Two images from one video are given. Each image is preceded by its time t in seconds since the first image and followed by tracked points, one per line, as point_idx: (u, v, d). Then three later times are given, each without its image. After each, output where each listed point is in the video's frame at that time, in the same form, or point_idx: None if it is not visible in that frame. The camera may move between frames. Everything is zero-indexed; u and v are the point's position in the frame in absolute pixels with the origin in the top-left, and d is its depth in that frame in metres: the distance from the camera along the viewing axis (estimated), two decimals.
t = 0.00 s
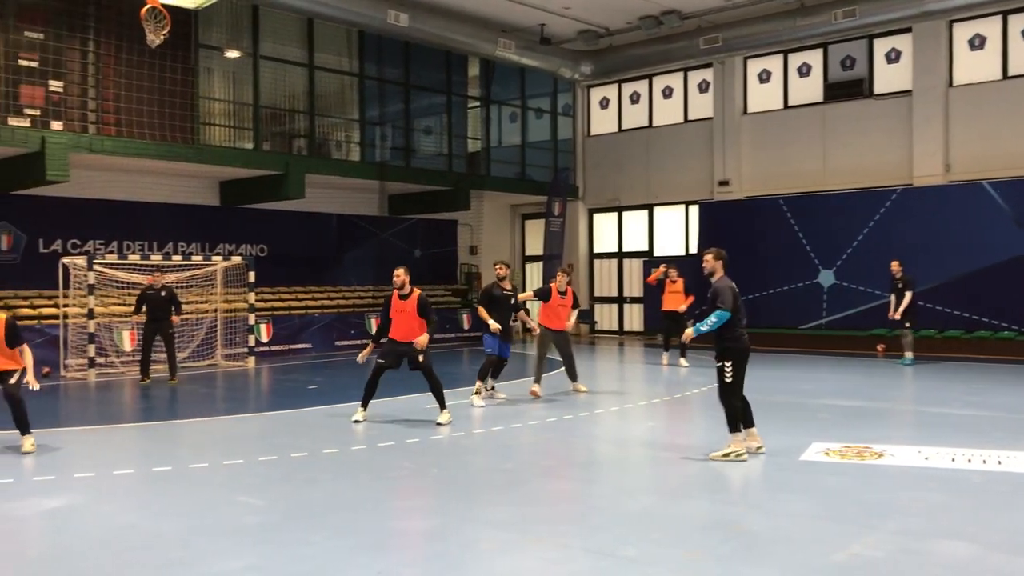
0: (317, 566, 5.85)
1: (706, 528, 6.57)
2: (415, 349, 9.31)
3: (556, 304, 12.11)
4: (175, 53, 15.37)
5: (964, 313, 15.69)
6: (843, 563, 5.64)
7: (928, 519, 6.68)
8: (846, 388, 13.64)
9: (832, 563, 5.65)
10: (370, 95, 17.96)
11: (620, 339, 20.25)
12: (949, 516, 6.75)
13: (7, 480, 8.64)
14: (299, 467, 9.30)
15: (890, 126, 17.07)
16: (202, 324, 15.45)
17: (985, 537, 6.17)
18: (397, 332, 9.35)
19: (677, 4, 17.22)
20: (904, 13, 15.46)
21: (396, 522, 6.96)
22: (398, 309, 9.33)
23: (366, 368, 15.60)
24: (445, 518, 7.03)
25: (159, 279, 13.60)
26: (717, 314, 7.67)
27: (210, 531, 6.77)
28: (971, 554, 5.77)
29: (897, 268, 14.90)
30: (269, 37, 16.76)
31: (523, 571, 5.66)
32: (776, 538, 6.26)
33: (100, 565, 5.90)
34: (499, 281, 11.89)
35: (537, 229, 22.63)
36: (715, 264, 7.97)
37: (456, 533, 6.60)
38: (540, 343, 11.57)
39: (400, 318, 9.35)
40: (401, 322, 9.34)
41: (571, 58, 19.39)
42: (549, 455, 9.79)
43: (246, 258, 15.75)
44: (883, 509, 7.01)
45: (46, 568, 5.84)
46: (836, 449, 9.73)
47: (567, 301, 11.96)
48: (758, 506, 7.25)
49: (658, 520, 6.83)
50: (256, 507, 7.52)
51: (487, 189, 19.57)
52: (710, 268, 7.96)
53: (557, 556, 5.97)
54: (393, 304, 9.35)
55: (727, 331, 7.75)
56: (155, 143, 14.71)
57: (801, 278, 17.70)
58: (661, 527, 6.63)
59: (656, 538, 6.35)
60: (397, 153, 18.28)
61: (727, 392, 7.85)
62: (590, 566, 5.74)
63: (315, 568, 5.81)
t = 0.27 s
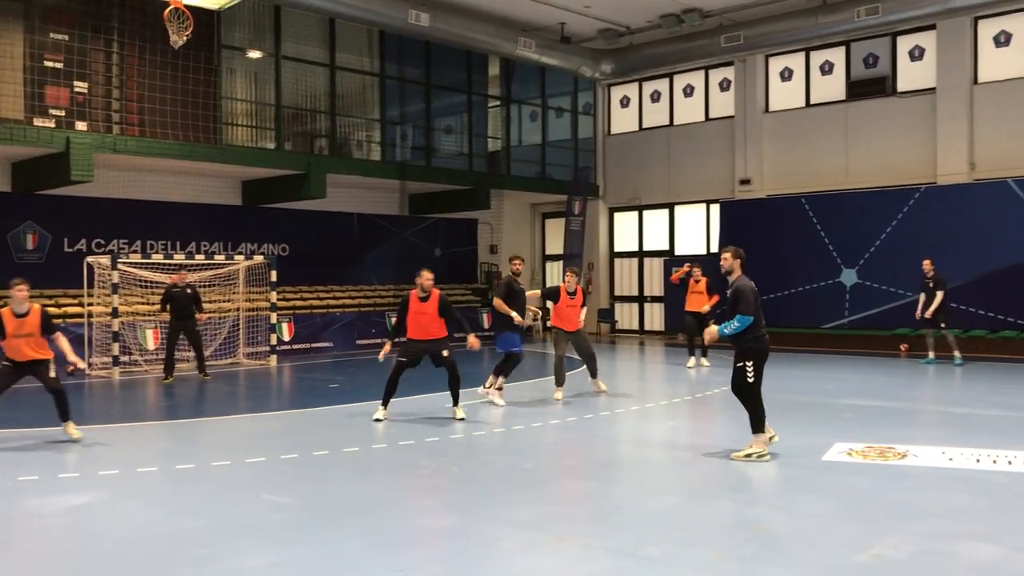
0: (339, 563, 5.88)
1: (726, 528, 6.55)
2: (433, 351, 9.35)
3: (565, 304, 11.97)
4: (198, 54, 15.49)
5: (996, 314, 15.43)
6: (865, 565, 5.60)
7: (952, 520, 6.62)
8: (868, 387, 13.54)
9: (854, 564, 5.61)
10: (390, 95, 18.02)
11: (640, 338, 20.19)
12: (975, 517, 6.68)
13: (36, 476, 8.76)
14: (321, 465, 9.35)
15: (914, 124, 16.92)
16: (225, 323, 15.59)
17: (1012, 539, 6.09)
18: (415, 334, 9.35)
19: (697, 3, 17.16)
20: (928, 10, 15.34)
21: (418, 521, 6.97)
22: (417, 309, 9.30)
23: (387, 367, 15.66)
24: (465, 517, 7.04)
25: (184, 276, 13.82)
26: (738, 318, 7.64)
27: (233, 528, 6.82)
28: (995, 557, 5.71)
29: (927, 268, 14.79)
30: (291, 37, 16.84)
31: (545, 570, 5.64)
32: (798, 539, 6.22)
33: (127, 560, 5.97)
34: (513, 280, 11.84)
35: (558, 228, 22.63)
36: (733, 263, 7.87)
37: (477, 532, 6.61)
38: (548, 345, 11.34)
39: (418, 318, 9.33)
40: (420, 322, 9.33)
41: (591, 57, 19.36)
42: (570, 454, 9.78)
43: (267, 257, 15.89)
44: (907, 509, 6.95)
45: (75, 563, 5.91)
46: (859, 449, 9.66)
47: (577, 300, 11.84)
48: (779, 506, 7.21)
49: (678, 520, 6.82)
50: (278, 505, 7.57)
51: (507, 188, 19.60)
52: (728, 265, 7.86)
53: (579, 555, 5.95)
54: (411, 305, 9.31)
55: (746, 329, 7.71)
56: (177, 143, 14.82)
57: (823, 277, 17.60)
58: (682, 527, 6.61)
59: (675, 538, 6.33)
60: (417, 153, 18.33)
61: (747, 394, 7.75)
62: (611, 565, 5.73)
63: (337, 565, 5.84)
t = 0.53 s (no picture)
0: (354, 561, 5.90)
1: (740, 528, 6.53)
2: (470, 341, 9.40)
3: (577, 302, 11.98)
4: (211, 54, 15.57)
5: (1003, 313, 15.43)
6: (878, 566, 5.58)
7: (967, 521, 6.58)
8: (881, 388, 13.49)
9: (868, 565, 5.59)
10: (403, 95, 18.07)
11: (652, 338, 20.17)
12: (990, 518, 6.65)
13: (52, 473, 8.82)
14: (335, 463, 9.38)
15: (928, 123, 16.85)
16: (238, 322, 15.68)
17: None
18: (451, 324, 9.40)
19: (710, 2, 17.13)
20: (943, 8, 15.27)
21: (431, 520, 6.98)
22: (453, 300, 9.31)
23: (399, 366, 15.69)
24: (478, 516, 7.04)
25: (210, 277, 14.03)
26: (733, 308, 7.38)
27: (248, 526, 6.83)
28: (1011, 559, 5.67)
29: (954, 268, 14.67)
30: (305, 37, 16.90)
31: (558, 570, 5.63)
32: (812, 539, 6.20)
33: (144, 558, 5.99)
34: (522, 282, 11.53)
35: (570, 228, 22.64)
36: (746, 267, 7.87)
37: (489, 531, 6.61)
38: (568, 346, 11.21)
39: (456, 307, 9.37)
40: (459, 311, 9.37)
41: (604, 56, 19.35)
42: (583, 454, 9.78)
43: (280, 256, 15.97)
44: (921, 510, 6.92)
45: (93, 560, 5.94)
46: (873, 450, 9.63)
47: (589, 298, 11.85)
48: (793, 506, 7.19)
49: (691, 520, 6.81)
50: (292, 504, 7.59)
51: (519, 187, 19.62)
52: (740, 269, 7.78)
53: (592, 555, 5.94)
54: (451, 295, 9.33)
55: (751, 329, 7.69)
56: (190, 143, 14.86)
57: (836, 277, 17.55)
58: (695, 527, 6.60)
59: (687, 537, 6.33)
60: (430, 153, 18.37)
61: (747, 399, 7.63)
62: (624, 565, 5.72)
63: (353, 563, 5.86)
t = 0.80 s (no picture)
0: (359, 561, 5.89)
1: (745, 529, 6.52)
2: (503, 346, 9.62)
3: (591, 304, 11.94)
4: (218, 54, 15.60)
5: (1009, 313, 15.50)
6: (884, 567, 5.55)
7: (974, 523, 6.56)
8: (886, 388, 13.46)
9: (873, 566, 5.57)
10: (408, 95, 18.09)
11: (657, 338, 20.16)
12: (996, 519, 6.62)
13: (58, 472, 8.84)
14: (341, 463, 9.39)
15: (934, 123, 16.81)
16: (244, 321, 15.71)
17: None
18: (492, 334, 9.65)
19: (716, 2, 17.12)
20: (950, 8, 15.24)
21: (436, 519, 6.97)
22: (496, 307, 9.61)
23: (403, 366, 15.70)
24: (483, 516, 7.03)
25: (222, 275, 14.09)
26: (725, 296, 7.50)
27: (253, 525, 6.83)
28: (1018, 560, 5.64)
29: (966, 268, 14.58)
30: (311, 37, 16.91)
31: (562, 571, 5.62)
32: (818, 540, 6.18)
33: (149, 557, 5.99)
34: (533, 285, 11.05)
35: (575, 228, 22.64)
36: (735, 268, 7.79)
37: (494, 531, 6.60)
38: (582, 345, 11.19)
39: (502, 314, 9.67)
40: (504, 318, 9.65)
41: (610, 56, 19.33)
42: (589, 454, 9.77)
43: (285, 255, 15.99)
44: (926, 511, 6.89)
45: (98, 559, 5.95)
46: (879, 450, 9.61)
47: (602, 300, 11.80)
48: (799, 507, 7.18)
49: (696, 520, 6.80)
50: (298, 503, 7.58)
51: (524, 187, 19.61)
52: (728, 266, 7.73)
53: (597, 556, 5.93)
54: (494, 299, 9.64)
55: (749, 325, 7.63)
56: (195, 143, 14.88)
57: (842, 277, 17.54)
58: (701, 528, 6.58)
59: (691, 538, 6.31)
60: (435, 152, 18.37)
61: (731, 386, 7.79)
62: (629, 566, 5.70)
63: (358, 563, 5.85)
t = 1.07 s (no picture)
0: (359, 561, 5.89)
1: (744, 529, 6.52)
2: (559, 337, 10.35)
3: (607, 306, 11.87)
4: (218, 54, 15.60)
5: (1007, 314, 15.45)
6: (884, 568, 5.55)
7: (974, 524, 6.56)
8: (887, 389, 13.46)
9: (873, 567, 5.56)
10: (409, 95, 18.09)
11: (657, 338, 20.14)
12: (996, 520, 6.63)
13: (59, 472, 8.85)
14: (342, 463, 9.39)
15: (935, 124, 16.81)
16: (244, 322, 15.72)
17: None
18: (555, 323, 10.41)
19: (717, 2, 17.11)
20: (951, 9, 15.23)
21: (435, 520, 6.97)
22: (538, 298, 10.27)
23: (404, 366, 15.70)
24: (483, 517, 7.03)
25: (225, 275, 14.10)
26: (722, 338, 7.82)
27: (253, 525, 6.83)
28: (1018, 561, 5.64)
29: (960, 270, 14.55)
30: (311, 38, 16.92)
31: (563, 571, 5.61)
32: (818, 541, 6.18)
33: (149, 557, 5.99)
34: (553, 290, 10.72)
35: (576, 228, 22.63)
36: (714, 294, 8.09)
37: (493, 531, 6.60)
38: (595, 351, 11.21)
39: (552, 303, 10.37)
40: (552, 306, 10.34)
41: (611, 56, 19.32)
42: (589, 454, 9.77)
43: (285, 255, 16.00)
44: (927, 512, 6.89)
45: (98, 559, 5.95)
46: (878, 451, 9.60)
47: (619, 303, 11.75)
48: (799, 508, 7.18)
49: (696, 520, 6.80)
50: (298, 503, 7.58)
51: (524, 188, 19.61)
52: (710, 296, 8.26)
53: (597, 556, 5.93)
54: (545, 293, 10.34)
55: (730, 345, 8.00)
56: (196, 143, 14.89)
57: (843, 278, 17.51)
58: (701, 528, 6.59)
59: (690, 538, 6.32)
60: (436, 153, 18.38)
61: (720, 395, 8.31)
62: (630, 566, 5.70)
63: (358, 563, 5.86)
